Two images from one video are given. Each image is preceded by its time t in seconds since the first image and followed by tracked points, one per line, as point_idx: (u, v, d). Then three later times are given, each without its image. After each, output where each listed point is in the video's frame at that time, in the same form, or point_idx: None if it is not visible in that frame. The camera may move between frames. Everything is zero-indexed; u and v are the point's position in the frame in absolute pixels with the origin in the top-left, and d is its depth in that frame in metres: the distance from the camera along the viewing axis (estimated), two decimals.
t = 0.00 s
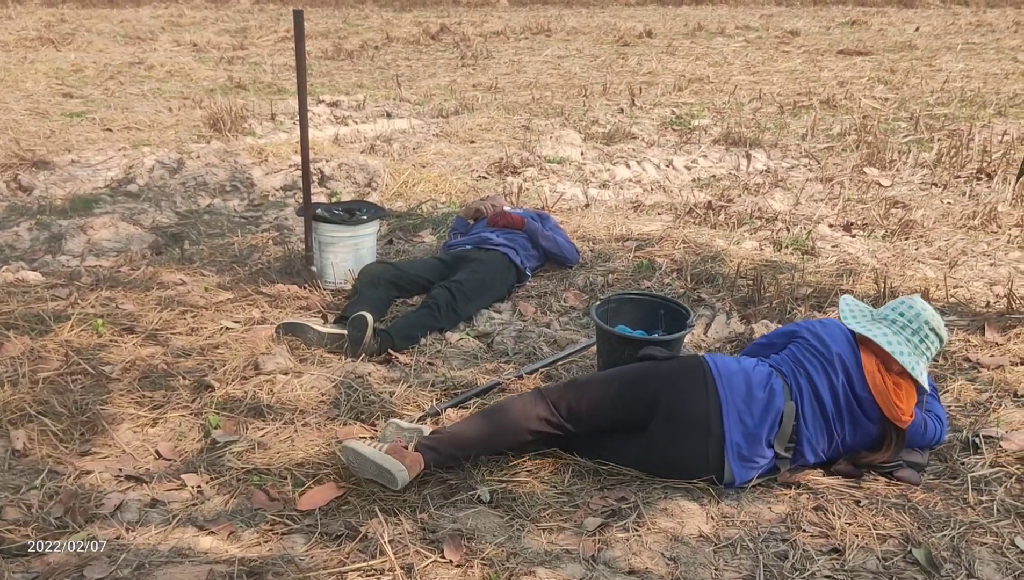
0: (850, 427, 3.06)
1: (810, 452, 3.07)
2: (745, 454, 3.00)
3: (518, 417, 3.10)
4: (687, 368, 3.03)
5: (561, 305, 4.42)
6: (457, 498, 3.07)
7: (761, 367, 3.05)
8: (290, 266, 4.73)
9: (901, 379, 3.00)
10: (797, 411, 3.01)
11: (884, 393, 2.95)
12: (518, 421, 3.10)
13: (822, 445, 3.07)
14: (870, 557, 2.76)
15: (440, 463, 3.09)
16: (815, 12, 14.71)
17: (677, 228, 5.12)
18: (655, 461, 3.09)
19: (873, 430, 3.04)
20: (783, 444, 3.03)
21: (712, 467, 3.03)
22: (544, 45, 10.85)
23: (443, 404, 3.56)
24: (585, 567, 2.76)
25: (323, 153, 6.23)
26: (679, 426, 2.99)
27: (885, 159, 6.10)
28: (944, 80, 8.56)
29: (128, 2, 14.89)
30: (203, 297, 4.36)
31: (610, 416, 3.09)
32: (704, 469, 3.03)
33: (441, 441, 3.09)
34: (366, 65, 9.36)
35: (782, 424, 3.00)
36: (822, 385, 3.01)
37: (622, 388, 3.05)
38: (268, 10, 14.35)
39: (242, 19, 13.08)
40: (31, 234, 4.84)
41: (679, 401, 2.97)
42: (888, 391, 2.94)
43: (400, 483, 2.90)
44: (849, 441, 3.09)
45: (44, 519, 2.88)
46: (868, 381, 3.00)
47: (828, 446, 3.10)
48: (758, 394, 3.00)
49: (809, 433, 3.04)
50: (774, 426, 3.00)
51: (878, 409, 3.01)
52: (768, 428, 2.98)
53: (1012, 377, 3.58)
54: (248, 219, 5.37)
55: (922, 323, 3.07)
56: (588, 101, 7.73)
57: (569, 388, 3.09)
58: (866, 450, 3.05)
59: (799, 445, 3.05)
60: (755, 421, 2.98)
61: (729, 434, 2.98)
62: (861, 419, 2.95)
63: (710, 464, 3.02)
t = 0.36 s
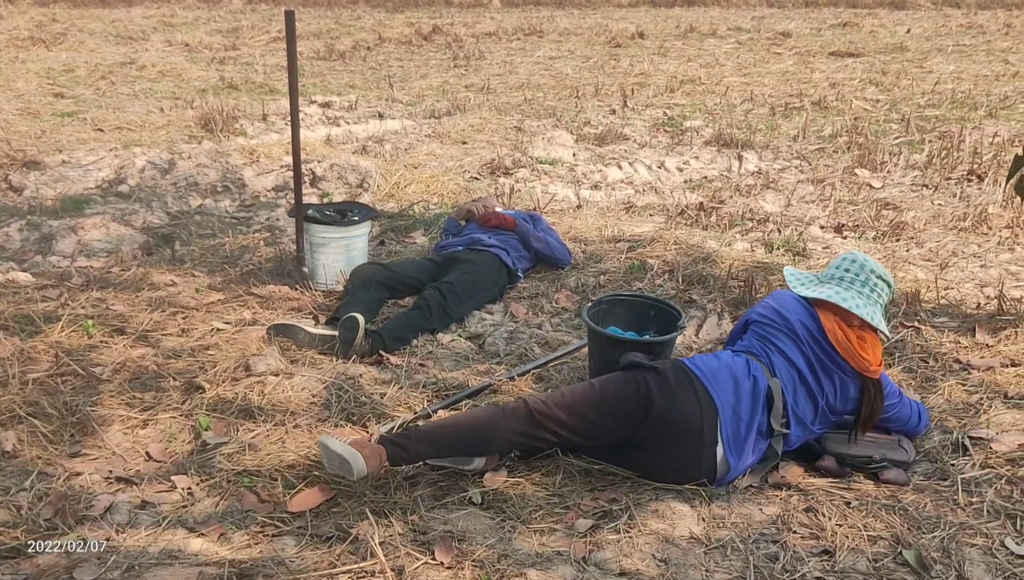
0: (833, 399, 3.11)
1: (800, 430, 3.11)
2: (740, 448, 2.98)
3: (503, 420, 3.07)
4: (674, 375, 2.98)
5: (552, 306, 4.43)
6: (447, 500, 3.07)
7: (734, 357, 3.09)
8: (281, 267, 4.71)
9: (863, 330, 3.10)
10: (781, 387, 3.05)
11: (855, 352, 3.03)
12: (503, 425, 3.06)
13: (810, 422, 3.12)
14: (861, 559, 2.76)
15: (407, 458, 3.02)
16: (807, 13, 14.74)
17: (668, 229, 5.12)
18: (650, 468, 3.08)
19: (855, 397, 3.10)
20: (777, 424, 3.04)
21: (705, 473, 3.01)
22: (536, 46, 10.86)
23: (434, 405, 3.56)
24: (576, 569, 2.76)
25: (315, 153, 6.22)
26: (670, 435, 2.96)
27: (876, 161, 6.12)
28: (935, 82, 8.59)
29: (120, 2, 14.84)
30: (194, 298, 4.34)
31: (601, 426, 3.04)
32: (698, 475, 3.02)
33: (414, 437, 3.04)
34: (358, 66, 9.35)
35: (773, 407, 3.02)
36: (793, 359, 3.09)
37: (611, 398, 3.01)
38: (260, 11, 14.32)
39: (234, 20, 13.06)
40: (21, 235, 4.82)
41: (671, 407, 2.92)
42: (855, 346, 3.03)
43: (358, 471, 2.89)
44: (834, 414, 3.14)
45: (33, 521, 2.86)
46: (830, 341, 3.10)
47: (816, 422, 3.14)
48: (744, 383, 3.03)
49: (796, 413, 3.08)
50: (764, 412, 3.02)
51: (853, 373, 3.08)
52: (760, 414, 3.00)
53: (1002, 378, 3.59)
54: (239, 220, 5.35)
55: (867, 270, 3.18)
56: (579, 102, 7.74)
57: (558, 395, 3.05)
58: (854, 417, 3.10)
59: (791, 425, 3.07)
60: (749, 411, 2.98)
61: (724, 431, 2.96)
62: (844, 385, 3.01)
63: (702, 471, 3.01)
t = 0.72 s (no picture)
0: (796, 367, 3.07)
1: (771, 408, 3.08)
2: (712, 433, 2.97)
3: (471, 425, 3.05)
4: (636, 379, 2.98)
5: (547, 307, 4.44)
6: (442, 502, 3.08)
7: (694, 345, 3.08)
8: (275, 268, 4.71)
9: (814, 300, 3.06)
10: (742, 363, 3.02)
11: (808, 321, 3.01)
12: (472, 429, 3.04)
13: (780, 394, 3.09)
14: (855, 560, 2.77)
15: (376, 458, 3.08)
16: (800, 16, 14.78)
17: (662, 231, 5.14)
18: (635, 472, 3.09)
19: (817, 361, 3.05)
20: (745, 398, 3.01)
21: (689, 473, 3.01)
22: (530, 47, 10.87)
23: (428, 406, 3.56)
24: (570, 570, 2.76)
25: (309, 155, 6.21)
26: (642, 438, 2.97)
27: (869, 163, 6.15)
28: (927, 85, 8.63)
29: (112, 3, 14.79)
30: (188, 299, 4.34)
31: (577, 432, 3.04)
32: (682, 475, 3.02)
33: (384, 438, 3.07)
34: (351, 67, 9.34)
35: (735, 382, 3.00)
36: (750, 337, 3.06)
37: (578, 404, 3.00)
38: (254, 12, 14.30)
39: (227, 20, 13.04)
40: (14, 236, 4.80)
41: (635, 409, 2.94)
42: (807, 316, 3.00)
43: (319, 468, 3.04)
44: (802, 381, 3.09)
45: (27, 523, 2.85)
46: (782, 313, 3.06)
47: (787, 392, 3.11)
48: (704, 368, 3.02)
49: (763, 384, 3.05)
50: (729, 391, 3.01)
51: (808, 336, 3.04)
52: (724, 396, 2.98)
53: (994, 380, 3.61)
54: (232, 221, 5.34)
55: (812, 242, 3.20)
56: (573, 104, 7.75)
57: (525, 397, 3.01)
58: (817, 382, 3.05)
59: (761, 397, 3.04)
60: (712, 394, 2.98)
61: (695, 422, 2.94)
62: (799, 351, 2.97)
63: (685, 472, 3.01)
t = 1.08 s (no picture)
0: (794, 362, 3.06)
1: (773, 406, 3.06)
2: (711, 432, 2.96)
3: (468, 432, 3.09)
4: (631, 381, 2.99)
5: (546, 308, 4.44)
6: (444, 503, 3.07)
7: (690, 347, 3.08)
8: (273, 269, 4.70)
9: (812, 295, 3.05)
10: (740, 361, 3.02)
11: (802, 314, 3.02)
12: (469, 437, 3.08)
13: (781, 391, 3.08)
14: (858, 560, 2.78)
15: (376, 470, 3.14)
16: (793, 18, 14.84)
17: (660, 232, 5.15)
18: (636, 474, 3.09)
19: (816, 354, 3.05)
20: (744, 397, 3.01)
21: (689, 474, 3.00)
22: (525, 49, 10.88)
23: (429, 407, 3.56)
24: (574, 572, 2.76)
25: (305, 155, 6.20)
26: (639, 441, 2.97)
27: (865, 164, 6.18)
28: (922, 87, 8.68)
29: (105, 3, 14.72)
30: (186, 300, 4.32)
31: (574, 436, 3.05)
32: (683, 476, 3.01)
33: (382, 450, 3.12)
34: (346, 68, 9.32)
35: (732, 381, 3.00)
36: (747, 335, 3.07)
37: (574, 408, 3.02)
38: (247, 13, 14.25)
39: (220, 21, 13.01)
40: (10, 236, 4.77)
41: (630, 411, 2.94)
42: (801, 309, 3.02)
43: (320, 480, 3.08)
44: (801, 377, 3.09)
45: (27, 524, 2.83)
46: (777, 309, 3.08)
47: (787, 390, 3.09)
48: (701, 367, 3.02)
49: (764, 381, 3.04)
50: (727, 389, 3.01)
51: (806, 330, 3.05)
52: (723, 394, 2.98)
53: (994, 381, 3.63)
54: (229, 222, 5.32)
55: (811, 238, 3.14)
56: (569, 105, 7.76)
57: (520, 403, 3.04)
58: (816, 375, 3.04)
59: (761, 395, 3.03)
60: (709, 392, 2.98)
61: (692, 421, 2.94)
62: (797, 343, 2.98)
63: (685, 472, 3.00)
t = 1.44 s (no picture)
0: (799, 353, 3.01)
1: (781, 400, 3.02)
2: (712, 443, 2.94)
3: (473, 437, 3.08)
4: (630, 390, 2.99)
5: (549, 311, 4.43)
6: (453, 507, 3.06)
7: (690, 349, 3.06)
8: (274, 270, 4.67)
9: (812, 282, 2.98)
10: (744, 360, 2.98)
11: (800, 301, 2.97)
12: (474, 442, 3.08)
13: (791, 384, 3.03)
14: (870, 565, 2.78)
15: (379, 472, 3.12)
16: (787, 19, 14.89)
17: (662, 234, 5.15)
18: (642, 480, 3.09)
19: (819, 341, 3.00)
20: (749, 398, 2.96)
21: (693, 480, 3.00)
22: (521, 50, 10.88)
23: (435, 410, 3.54)
24: (585, 576, 2.76)
25: (304, 156, 6.17)
26: (642, 449, 2.97)
27: (864, 166, 6.21)
28: (918, 89, 8.73)
29: (99, 3, 14.63)
30: (187, 302, 4.29)
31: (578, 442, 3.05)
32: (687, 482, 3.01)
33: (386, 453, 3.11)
34: (342, 68, 9.29)
35: (735, 381, 2.96)
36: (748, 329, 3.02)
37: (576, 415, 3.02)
38: (241, 12, 14.18)
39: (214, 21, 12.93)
40: (8, 237, 4.73)
41: (633, 419, 2.95)
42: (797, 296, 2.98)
43: (324, 484, 3.07)
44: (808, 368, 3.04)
45: (31, 529, 2.80)
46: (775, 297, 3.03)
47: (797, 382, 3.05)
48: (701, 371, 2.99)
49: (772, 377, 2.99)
50: (730, 391, 2.97)
51: (806, 317, 3.00)
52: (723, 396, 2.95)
53: (1000, 384, 3.66)
54: (229, 224, 5.29)
55: (811, 223, 3.04)
56: (567, 106, 7.76)
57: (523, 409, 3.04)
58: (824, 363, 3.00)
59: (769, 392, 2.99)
60: (711, 397, 2.95)
61: (694, 430, 2.92)
62: (798, 332, 2.92)
63: (689, 479, 3.00)
